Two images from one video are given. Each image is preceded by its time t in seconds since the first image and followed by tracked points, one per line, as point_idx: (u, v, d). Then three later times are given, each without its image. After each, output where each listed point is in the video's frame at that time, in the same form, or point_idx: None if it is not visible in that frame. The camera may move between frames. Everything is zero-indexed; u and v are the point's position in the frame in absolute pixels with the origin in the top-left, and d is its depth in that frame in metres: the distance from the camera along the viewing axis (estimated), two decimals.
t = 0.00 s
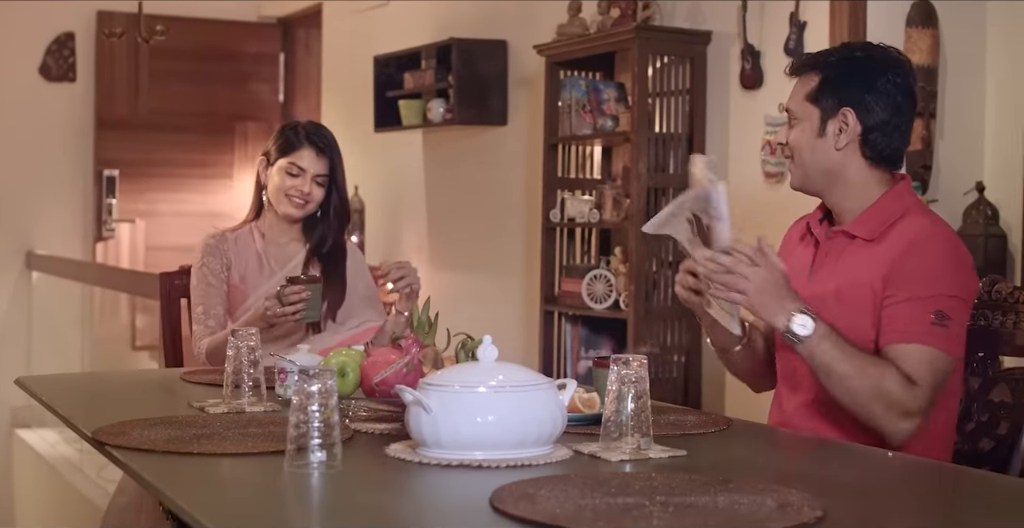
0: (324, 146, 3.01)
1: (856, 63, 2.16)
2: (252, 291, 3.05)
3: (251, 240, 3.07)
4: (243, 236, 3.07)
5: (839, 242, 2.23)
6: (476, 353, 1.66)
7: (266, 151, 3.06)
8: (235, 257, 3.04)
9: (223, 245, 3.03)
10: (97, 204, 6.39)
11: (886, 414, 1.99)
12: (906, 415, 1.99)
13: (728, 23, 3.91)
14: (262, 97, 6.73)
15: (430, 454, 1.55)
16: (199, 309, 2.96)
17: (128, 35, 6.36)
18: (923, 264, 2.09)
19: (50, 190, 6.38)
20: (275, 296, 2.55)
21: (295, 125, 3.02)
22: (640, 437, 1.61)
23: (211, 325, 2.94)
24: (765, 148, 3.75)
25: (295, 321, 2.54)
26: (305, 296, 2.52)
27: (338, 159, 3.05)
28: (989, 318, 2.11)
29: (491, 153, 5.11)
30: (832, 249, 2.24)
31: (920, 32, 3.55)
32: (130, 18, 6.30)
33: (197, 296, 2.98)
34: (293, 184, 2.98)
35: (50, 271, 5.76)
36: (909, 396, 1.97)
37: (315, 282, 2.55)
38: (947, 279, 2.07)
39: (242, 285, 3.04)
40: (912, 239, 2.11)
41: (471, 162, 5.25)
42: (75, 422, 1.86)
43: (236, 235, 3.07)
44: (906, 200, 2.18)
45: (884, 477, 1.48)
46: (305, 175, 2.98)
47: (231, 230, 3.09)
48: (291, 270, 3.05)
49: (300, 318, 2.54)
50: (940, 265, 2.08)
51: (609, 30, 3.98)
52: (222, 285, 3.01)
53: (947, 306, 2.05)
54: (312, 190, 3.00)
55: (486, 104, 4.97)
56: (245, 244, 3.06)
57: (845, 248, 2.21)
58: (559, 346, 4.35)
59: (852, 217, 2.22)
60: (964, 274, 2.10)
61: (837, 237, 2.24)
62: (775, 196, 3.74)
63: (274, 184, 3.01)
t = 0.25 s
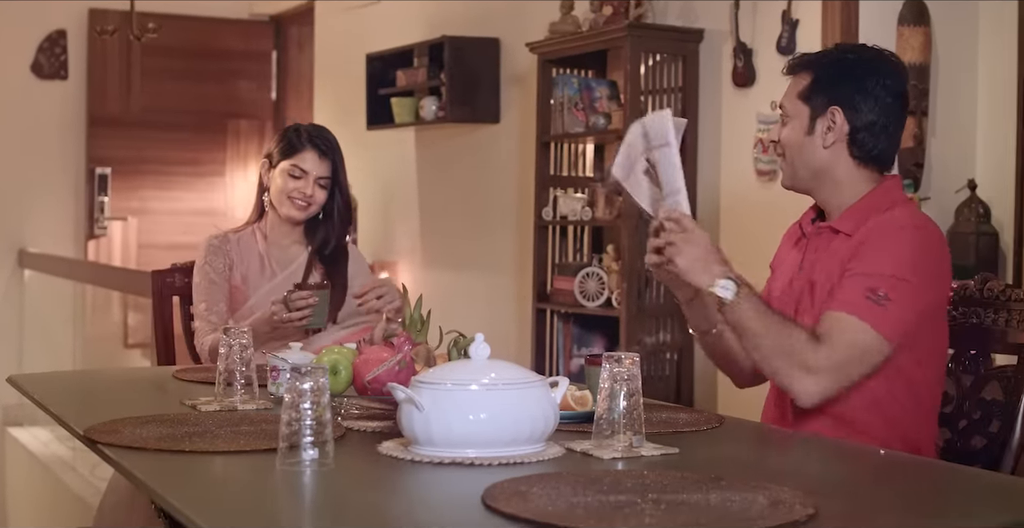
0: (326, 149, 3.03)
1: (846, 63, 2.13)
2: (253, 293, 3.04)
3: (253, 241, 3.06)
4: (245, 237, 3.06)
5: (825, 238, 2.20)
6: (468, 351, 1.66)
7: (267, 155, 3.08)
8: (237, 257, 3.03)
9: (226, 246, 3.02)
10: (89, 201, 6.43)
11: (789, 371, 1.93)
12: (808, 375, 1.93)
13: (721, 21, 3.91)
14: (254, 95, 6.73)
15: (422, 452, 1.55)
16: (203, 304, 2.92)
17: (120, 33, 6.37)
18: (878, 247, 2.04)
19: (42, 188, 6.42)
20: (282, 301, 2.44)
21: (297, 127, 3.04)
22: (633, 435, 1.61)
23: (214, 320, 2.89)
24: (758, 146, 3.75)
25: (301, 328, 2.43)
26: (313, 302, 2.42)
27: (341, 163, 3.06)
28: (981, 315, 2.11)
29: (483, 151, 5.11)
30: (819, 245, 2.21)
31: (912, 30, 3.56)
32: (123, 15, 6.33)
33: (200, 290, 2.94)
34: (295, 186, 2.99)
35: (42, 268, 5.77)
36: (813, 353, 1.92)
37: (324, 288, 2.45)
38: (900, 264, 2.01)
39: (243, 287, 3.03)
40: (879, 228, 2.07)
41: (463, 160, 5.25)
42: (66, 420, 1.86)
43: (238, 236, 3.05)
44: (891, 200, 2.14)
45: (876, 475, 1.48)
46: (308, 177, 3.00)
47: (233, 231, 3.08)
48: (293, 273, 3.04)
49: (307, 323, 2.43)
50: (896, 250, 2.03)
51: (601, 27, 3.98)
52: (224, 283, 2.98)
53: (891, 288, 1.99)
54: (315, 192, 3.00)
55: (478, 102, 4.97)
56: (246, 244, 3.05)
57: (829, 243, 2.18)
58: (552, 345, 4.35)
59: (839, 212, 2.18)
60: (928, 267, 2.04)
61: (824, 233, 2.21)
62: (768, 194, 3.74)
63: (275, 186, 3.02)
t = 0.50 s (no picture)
0: (328, 149, 3.04)
1: (829, 60, 2.08)
2: (251, 291, 3.02)
3: (254, 240, 3.05)
4: (245, 235, 3.05)
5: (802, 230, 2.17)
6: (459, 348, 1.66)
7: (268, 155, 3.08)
8: (237, 253, 3.02)
9: (226, 242, 3.01)
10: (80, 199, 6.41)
11: (689, 315, 1.89)
12: (707, 318, 1.88)
13: (713, 18, 3.91)
14: (245, 92, 6.72)
15: (414, 449, 1.55)
16: (200, 298, 2.90)
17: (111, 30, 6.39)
18: (823, 224, 1.98)
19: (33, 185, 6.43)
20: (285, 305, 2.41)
21: (299, 127, 3.05)
22: (624, 432, 1.61)
23: (214, 312, 2.88)
24: (749, 143, 3.75)
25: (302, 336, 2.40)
26: (316, 309, 2.39)
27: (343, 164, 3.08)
28: (972, 312, 2.11)
29: (475, 148, 5.11)
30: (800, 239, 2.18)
31: (904, 28, 3.56)
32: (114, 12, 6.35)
33: (198, 285, 2.93)
34: (298, 185, 3.00)
35: (33, 265, 5.76)
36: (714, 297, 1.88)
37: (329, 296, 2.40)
38: (843, 239, 1.95)
39: (241, 285, 3.01)
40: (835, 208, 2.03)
41: (455, 158, 5.24)
42: (58, 417, 1.85)
43: (237, 234, 3.05)
44: (865, 192, 2.07)
45: (866, 472, 1.48)
46: (310, 177, 3.00)
47: (232, 229, 3.07)
48: (291, 273, 3.03)
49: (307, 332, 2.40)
50: (841, 226, 1.97)
51: (594, 25, 3.98)
52: (224, 278, 2.97)
53: (824, 260, 1.94)
54: (315, 192, 3.01)
55: (470, 99, 4.97)
56: (246, 242, 3.05)
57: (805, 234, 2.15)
58: (544, 342, 4.35)
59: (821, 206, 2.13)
60: (876, 245, 1.97)
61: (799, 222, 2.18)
62: (760, 191, 3.74)
63: (278, 185, 3.02)
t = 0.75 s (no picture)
0: (328, 146, 2.99)
1: (810, 58, 2.11)
2: (248, 287, 3.03)
3: (250, 236, 3.07)
4: (242, 231, 3.07)
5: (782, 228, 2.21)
6: (453, 345, 1.65)
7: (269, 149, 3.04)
8: (235, 248, 3.04)
9: (224, 237, 3.03)
10: (74, 196, 6.44)
11: (650, 300, 2.00)
12: (664, 304, 1.98)
13: (706, 16, 3.91)
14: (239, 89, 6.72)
15: (408, 447, 1.55)
16: (197, 291, 2.91)
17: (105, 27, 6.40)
18: (788, 216, 2.03)
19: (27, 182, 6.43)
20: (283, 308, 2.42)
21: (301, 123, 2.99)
22: (617, 429, 1.61)
23: (211, 305, 2.89)
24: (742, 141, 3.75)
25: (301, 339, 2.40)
26: (314, 313, 2.39)
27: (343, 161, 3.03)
28: (965, 309, 2.11)
29: (469, 145, 5.11)
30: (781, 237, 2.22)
31: (896, 25, 3.56)
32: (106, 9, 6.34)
33: (196, 279, 2.93)
34: (297, 183, 2.96)
35: (25, 262, 5.76)
36: (668, 281, 1.98)
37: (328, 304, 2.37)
38: (800, 227, 1.99)
39: (238, 281, 3.03)
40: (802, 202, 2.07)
41: (449, 155, 5.24)
42: (51, 415, 1.85)
43: (235, 229, 3.07)
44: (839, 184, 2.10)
45: (858, 468, 1.48)
46: (310, 175, 2.96)
47: (231, 225, 3.09)
48: (289, 271, 3.04)
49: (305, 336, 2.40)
50: (800, 216, 2.01)
51: (588, 22, 3.97)
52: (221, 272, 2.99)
53: (778, 246, 1.98)
54: (315, 189, 2.97)
55: (463, 96, 4.97)
56: (242, 238, 3.06)
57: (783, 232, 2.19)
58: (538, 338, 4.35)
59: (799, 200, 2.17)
60: (835, 234, 2.00)
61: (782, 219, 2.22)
62: (754, 189, 3.74)
63: (278, 181, 2.98)
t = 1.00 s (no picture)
0: (325, 140, 3.02)
1: (786, 58, 2.12)
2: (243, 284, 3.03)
3: (247, 232, 3.06)
4: (239, 227, 3.06)
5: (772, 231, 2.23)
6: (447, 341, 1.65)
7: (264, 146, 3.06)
8: (230, 245, 3.03)
9: (221, 234, 3.03)
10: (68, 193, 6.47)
11: (636, 313, 2.07)
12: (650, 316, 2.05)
13: (700, 13, 3.91)
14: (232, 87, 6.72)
15: (401, 444, 1.55)
16: (192, 287, 2.91)
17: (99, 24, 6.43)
18: (764, 217, 2.05)
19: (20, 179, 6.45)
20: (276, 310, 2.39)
21: (297, 119, 3.02)
22: (611, 426, 1.62)
23: (206, 300, 2.89)
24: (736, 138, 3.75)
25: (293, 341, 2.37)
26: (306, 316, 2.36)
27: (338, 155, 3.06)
28: (958, 306, 2.11)
29: (463, 142, 5.10)
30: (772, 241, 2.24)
31: (890, 23, 3.57)
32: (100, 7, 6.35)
33: (191, 275, 2.93)
34: (297, 175, 2.97)
35: (17, 259, 5.76)
36: (651, 294, 2.04)
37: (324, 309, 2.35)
38: (777, 227, 2.01)
39: (234, 278, 3.03)
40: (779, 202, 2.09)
41: (443, 152, 5.24)
42: (45, 412, 1.85)
43: (232, 224, 3.06)
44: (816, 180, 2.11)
45: (851, 465, 1.48)
46: (309, 168, 2.98)
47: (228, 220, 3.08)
48: (284, 268, 3.03)
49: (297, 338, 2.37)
50: (777, 217, 2.03)
51: (582, 19, 3.98)
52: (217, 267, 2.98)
53: (754, 247, 2.00)
54: (315, 183, 2.99)
55: (457, 93, 4.96)
56: (239, 234, 3.06)
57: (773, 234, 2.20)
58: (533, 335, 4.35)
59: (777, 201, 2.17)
60: (812, 230, 2.02)
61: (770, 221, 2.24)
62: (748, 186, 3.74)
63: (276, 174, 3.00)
